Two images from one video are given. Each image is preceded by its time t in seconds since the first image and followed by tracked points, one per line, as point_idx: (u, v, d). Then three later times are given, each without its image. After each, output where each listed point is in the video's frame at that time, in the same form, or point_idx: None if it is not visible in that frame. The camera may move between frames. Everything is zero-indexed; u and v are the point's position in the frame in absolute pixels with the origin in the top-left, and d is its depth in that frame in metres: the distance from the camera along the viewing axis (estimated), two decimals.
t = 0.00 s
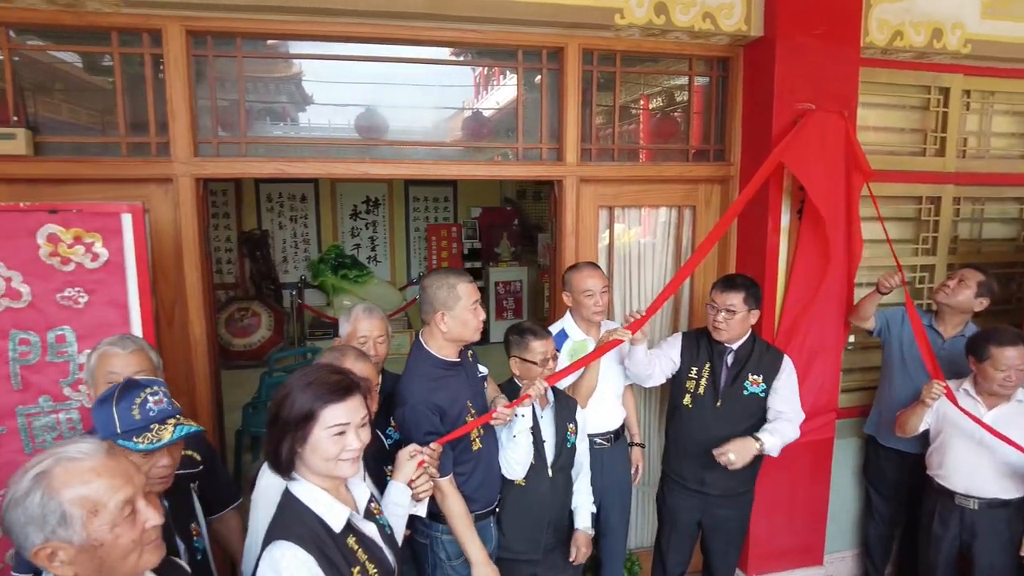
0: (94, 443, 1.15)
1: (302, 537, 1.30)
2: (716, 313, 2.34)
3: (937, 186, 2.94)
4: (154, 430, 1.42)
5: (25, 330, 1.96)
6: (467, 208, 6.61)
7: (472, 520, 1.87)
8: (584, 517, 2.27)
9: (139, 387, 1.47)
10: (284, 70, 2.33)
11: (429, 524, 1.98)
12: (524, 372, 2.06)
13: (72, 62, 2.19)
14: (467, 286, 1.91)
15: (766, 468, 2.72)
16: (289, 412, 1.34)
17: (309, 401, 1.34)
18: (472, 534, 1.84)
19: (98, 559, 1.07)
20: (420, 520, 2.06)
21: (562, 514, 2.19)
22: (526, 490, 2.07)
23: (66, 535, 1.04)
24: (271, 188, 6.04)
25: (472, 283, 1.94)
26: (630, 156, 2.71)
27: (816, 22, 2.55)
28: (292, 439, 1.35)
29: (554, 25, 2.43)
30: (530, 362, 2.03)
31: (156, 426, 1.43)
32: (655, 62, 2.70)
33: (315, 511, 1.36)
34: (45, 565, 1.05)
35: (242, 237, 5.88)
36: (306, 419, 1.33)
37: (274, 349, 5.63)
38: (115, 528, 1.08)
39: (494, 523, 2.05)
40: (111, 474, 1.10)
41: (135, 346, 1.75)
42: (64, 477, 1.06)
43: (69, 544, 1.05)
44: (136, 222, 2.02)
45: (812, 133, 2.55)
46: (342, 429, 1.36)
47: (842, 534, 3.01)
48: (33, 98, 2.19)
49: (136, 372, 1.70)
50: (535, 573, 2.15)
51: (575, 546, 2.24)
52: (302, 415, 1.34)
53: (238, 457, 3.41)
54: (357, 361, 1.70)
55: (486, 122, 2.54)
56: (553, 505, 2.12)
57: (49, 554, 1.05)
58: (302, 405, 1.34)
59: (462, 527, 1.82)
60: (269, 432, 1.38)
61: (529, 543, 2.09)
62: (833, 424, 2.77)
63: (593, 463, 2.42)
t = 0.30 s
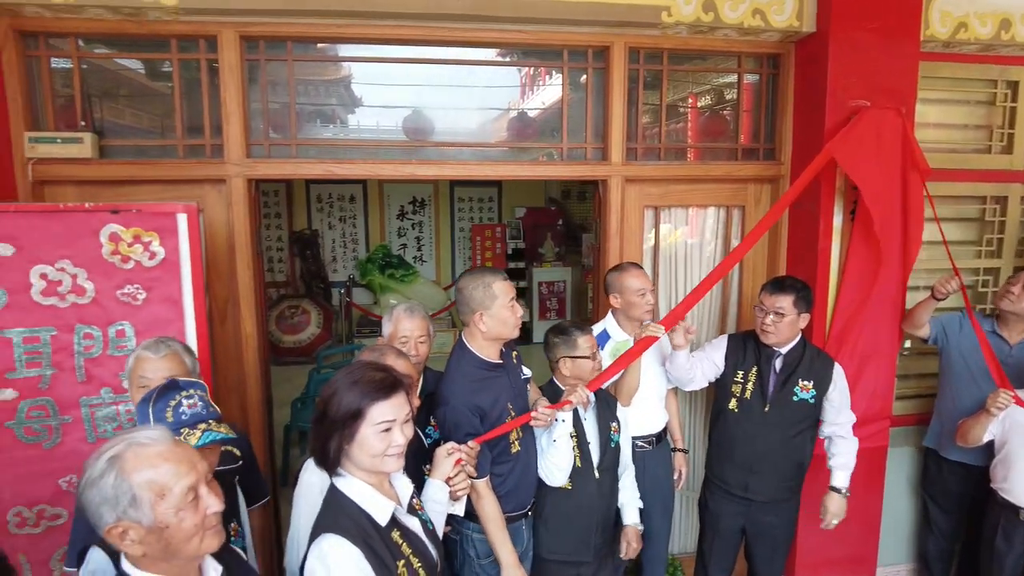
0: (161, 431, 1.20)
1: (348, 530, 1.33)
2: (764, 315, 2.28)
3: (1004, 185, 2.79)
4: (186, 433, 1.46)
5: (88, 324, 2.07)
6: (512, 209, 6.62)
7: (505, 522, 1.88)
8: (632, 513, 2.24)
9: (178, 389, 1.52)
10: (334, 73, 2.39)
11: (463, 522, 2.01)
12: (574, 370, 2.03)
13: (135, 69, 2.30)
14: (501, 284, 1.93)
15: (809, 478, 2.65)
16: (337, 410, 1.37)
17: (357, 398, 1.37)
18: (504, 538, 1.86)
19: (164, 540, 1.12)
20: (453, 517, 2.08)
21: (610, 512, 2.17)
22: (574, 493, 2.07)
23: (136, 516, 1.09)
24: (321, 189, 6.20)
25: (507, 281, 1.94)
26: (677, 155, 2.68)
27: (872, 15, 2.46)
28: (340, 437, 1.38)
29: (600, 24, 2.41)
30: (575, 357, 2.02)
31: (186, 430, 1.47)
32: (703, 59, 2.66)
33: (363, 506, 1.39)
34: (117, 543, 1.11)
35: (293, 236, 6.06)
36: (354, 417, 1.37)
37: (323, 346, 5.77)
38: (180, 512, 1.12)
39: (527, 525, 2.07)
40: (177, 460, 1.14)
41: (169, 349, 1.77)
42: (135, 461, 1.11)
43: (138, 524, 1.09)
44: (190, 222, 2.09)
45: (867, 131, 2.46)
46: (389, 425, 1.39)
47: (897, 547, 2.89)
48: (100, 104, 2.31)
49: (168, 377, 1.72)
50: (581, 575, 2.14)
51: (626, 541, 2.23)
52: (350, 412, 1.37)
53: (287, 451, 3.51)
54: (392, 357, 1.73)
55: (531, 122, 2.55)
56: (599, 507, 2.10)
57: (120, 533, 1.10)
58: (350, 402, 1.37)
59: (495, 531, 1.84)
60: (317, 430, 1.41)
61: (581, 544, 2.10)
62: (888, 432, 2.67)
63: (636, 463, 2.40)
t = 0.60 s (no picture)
0: (209, 426, 1.23)
1: (383, 526, 1.35)
2: (813, 318, 2.21)
3: None
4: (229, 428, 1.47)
5: (141, 320, 2.15)
6: (553, 209, 6.61)
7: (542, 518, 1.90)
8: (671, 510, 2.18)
9: (229, 383, 1.57)
10: (377, 75, 2.43)
11: (504, 518, 2.00)
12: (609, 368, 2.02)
13: (187, 73, 2.38)
14: (541, 284, 1.91)
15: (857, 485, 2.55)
16: (375, 408, 1.39)
17: (394, 395, 1.38)
18: (542, 534, 1.87)
19: (208, 532, 1.15)
20: (494, 514, 2.09)
21: (648, 511, 2.14)
22: (611, 492, 2.04)
23: (182, 507, 1.12)
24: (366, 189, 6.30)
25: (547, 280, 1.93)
26: (721, 155, 2.62)
27: (929, 7, 2.35)
28: (378, 434, 1.39)
29: (643, 21, 2.38)
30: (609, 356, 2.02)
31: (229, 424, 1.48)
32: (749, 57, 2.59)
33: (399, 504, 1.40)
34: (164, 532, 1.15)
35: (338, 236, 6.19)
36: (392, 414, 1.38)
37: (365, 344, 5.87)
38: (224, 506, 1.15)
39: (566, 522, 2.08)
40: (223, 454, 1.18)
41: (219, 342, 1.88)
42: (182, 455, 1.14)
43: (184, 516, 1.13)
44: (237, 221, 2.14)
45: (920, 128, 2.35)
46: (426, 421, 1.40)
47: (954, 562, 2.77)
48: (154, 108, 2.40)
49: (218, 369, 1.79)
50: None
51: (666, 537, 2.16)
52: (387, 410, 1.38)
53: (330, 446, 3.57)
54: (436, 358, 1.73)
55: (573, 122, 2.53)
56: (636, 508, 2.07)
57: (168, 523, 1.14)
58: (388, 400, 1.38)
59: (532, 524, 1.85)
60: (355, 429, 1.43)
61: (620, 544, 2.07)
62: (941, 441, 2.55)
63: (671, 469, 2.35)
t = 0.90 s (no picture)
0: (245, 422, 1.25)
1: (420, 526, 1.35)
2: (869, 322, 2.14)
3: None
4: (286, 426, 1.49)
5: (184, 317, 2.21)
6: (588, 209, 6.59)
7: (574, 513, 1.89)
8: (694, 519, 2.17)
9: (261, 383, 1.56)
10: (415, 76, 2.45)
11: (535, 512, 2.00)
12: (642, 364, 2.00)
13: (230, 76, 2.44)
14: (576, 282, 1.93)
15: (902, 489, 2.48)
16: (423, 413, 1.37)
17: (441, 396, 1.38)
18: (573, 523, 1.87)
19: (244, 524, 1.17)
20: (522, 509, 2.10)
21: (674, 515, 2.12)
22: (642, 493, 2.03)
23: (220, 500, 1.15)
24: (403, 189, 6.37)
25: (582, 280, 1.94)
26: (760, 154, 2.57)
27: None
28: (430, 437, 1.38)
29: (682, 19, 2.34)
30: (641, 352, 1.99)
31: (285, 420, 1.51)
32: (790, 54, 2.54)
33: (434, 503, 1.40)
34: (204, 523, 1.17)
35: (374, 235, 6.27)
36: (442, 415, 1.37)
37: (400, 342, 5.94)
38: (259, 499, 1.16)
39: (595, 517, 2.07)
40: (260, 447, 1.20)
41: (308, 338, 1.86)
42: (220, 448, 1.17)
43: (222, 508, 1.15)
44: (278, 221, 2.19)
45: (970, 125, 2.26)
46: (472, 414, 1.41)
47: None
48: (198, 109, 2.46)
49: (306, 366, 1.81)
50: None
51: (686, 543, 2.14)
52: (436, 413, 1.37)
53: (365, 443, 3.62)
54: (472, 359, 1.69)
55: (609, 121, 2.51)
56: (664, 509, 2.05)
57: (206, 514, 1.16)
58: (435, 401, 1.37)
59: (563, 514, 1.86)
60: (401, 438, 1.40)
61: (644, 544, 2.04)
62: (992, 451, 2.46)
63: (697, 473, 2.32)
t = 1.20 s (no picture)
0: (277, 416, 1.26)
1: (455, 525, 1.35)
2: (920, 325, 2.07)
3: None
4: (319, 421, 1.71)
5: (225, 314, 2.26)
6: (623, 209, 6.49)
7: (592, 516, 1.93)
8: (733, 530, 2.12)
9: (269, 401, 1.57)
10: (451, 77, 2.47)
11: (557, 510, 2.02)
12: (671, 371, 2.00)
13: (270, 77, 2.49)
14: (601, 282, 1.92)
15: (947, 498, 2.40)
16: (473, 413, 1.38)
17: (488, 394, 1.39)
18: (589, 526, 1.90)
19: (294, 516, 1.18)
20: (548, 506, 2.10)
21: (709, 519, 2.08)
22: (673, 496, 2.00)
23: (271, 494, 1.15)
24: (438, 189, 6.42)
25: (610, 280, 1.94)
26: (801, 153, 2.52)
27: None
28: (479, 437, 1.39)
29: (722, 17, 2.31)
30: (675, 360, 1.98)
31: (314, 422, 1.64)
32: (832, 51, 2.49)
33: (468, 502, 1.40)
34: (253, 521, 1.17)
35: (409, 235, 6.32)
36: (490, 414, 1.39)
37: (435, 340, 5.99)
38: (308, 489, 1.18)
39: (620, 517, 2.05)
40: (301, 439, 1.22)
41: (358, 335, 1.87)
42: (263, 444, 1.17)
43: (273, 502, 1.15)
44: (317, 220, 2.22)
45: None
46: (512, 410, 1.44)
47: None
48: (240, 111, 2.52)
49: (358, 364, 1.81)
50: None
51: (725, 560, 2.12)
52: (484, 412, 1.39)
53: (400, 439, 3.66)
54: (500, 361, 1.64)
55: (646, 120, 2.49)
56: (696, 515, 2.01)
57: (256, 511, 1.16)
58: (483, 400, 1.39)
59: (581, 517, 1.89)
60: (449, 441, 1.39)
61: (677, 548, 2.02)
62: None
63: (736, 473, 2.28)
